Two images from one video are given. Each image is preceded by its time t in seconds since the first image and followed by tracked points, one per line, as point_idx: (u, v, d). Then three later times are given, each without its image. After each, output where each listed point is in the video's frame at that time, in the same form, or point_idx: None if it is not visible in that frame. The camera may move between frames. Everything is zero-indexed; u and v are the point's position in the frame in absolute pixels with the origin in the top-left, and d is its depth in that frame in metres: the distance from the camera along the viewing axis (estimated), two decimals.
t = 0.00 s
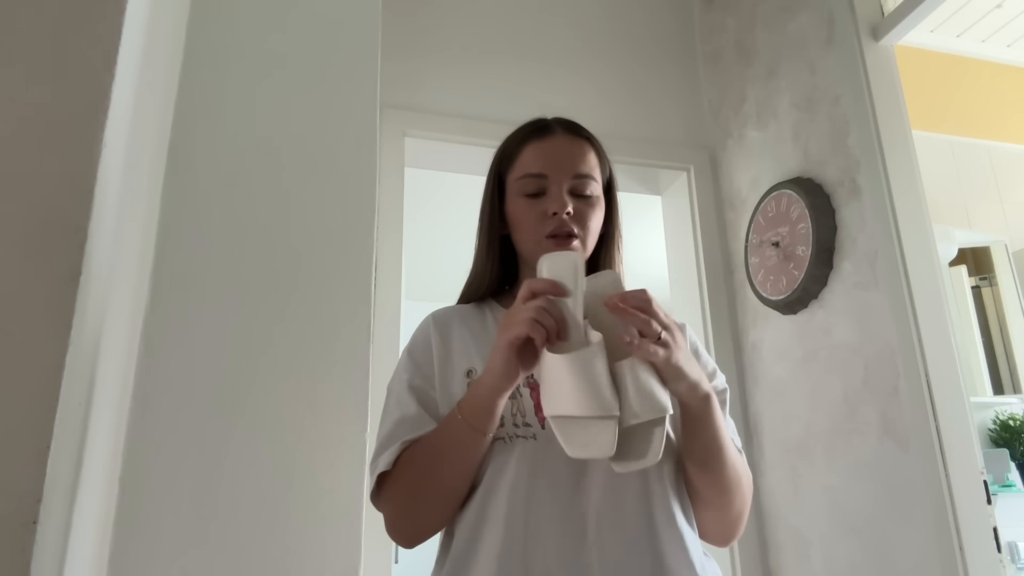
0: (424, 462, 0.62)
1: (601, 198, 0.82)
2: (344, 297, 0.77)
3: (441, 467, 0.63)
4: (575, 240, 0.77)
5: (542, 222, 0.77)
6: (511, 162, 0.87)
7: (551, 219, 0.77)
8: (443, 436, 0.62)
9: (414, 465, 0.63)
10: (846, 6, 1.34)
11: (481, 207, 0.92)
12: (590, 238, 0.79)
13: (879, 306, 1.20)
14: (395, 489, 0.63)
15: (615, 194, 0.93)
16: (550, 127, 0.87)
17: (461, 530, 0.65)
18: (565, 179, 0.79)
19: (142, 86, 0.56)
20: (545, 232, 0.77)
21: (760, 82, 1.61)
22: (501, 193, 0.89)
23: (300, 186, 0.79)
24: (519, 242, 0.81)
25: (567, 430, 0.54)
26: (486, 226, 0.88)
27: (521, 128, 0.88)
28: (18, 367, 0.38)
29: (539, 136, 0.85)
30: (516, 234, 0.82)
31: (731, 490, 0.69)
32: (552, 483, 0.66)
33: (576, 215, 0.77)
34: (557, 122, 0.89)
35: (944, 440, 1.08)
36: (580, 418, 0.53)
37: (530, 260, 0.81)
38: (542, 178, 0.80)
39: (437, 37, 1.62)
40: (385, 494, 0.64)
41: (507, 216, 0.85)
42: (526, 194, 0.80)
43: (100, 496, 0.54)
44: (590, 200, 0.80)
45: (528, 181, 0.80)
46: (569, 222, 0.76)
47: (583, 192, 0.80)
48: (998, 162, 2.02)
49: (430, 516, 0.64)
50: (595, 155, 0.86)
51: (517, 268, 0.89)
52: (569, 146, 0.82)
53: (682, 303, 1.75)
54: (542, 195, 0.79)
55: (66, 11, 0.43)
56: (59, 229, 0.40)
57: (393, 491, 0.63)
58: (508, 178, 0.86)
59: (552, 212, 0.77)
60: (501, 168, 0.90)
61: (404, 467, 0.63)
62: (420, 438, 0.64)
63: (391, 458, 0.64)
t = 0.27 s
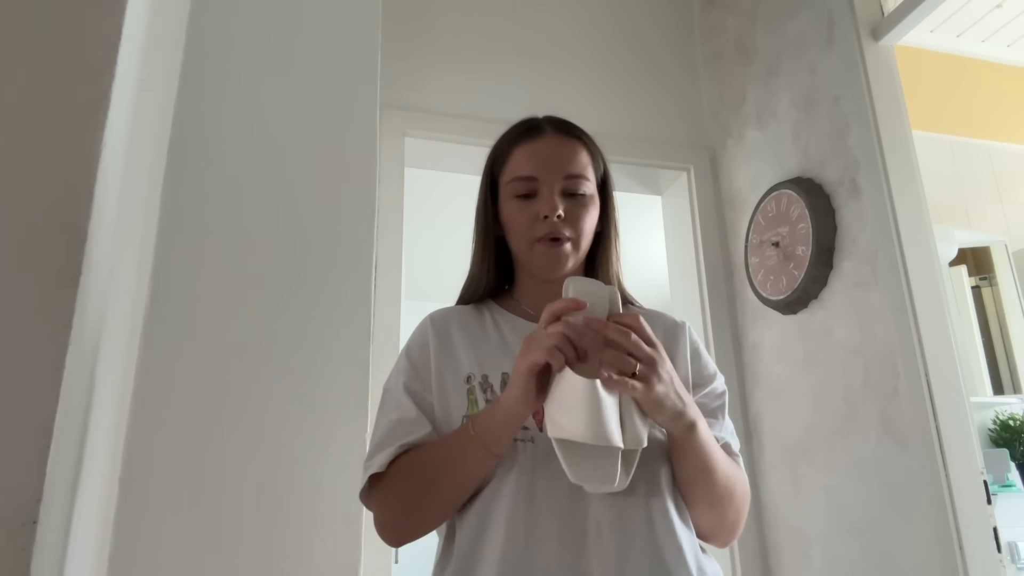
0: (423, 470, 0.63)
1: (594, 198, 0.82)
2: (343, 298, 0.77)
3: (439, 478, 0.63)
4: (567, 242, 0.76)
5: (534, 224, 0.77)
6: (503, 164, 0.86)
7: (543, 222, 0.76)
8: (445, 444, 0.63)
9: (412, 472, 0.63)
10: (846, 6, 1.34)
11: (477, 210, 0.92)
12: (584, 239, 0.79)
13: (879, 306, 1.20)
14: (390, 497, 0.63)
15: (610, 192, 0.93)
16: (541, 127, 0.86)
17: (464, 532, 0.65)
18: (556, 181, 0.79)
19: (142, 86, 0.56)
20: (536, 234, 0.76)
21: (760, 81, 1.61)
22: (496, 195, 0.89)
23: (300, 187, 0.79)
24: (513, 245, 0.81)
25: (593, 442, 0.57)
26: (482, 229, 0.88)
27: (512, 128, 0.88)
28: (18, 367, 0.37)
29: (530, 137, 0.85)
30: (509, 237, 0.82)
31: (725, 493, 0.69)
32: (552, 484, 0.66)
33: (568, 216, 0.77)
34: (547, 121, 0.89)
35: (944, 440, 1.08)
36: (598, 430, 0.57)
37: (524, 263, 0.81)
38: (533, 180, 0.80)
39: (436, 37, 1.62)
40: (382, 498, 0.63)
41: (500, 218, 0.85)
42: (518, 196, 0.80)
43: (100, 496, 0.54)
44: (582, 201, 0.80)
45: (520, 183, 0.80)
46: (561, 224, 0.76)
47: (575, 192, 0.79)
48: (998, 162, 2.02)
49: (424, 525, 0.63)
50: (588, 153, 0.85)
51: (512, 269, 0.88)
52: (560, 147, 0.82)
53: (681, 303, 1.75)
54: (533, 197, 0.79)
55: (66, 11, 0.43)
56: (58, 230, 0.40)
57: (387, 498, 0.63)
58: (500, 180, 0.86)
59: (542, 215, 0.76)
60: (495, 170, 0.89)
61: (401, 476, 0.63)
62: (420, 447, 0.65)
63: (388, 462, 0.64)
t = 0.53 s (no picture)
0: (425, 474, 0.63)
1: (594, 196, 0.82)
2: (343, 298, 0.77)
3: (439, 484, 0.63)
4: (565, 242, 0.76)
5: (533, 223, 0.77)
6: (501, 162, 0.86)
7: (541, 221, 0.76)
8: (447, 447, 0.63)
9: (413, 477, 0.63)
10: (847, 6, 1.34)
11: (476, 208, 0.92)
12: (584, 238, 0.79)
13: (879, 306, 1.20)
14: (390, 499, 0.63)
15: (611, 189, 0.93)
16: (539, 124, 0.86)
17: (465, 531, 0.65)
18: (555, 179, 0.79)
19: (143, 86, 0.56)
20: (535, 234, 0.77)
21: (760, 81, 1.61)
22: (494, 193, 0.89)
23: (299, 187, 0.79)
24: (512, 243, 0.81)
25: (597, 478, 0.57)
26: (481, 227, 0.88)
27: (511, 126, 0.88)
28: (18, 368, 0.37)
29: (528, 135, 0.85)
30: (508, 236, 0.82)
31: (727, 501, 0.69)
32: (553, 485, 0.66)
33: (567, 215, 0.77)
34: (545, 117, 0.88)
35: (944, 440, 1.08)
36: (604, 469, 0.56)
37: (523, 262, 0.81)
38: (531, 179, 0.80)
39: (437, 37, 1.62)
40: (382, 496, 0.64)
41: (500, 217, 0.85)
42: (516, 195, 0.80)
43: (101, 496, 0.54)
44: (582, 199, 0.80)
45: (519, 182, 0.80)
46: (559, 223, 0.76)
47: (574, 191, 0.79)
48: (998, 162, 2.02)
49: (422, 530, 0.63)
50: (586, 150, 0.85)
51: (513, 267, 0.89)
52: (559, 144, 0.82)
53: (681, 303, 1.75)
54: (532, 196, 0.79)
55: (66, 12, 0.43)
56: (58, 230, 0.40)
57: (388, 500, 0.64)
58: (499, 178, 0.86)
59: (541, 213, 0.76)
60: (493, 168, 0.89)
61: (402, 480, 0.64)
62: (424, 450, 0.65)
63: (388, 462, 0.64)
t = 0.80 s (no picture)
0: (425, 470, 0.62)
1: (602, 194, 0.82)
2: (343, 298, 0.77)
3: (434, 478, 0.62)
4: (575, 241, 0.77)
5: (541, 221, 0.77)
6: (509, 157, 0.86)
7: (551, 219, 0.76)
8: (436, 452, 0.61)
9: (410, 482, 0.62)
10: (846, 6, 1.34)
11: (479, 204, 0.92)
12: (592, 237, 0.79)
13: (879, 306, 1.20)
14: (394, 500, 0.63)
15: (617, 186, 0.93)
16: (549, 120, 0.86)
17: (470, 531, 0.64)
18: (565, 177, 0.79)
19: (143, 87, 0.56)
20: (544, 232, 0.77)
21: (760, 81, 1.61)
22: (500, 189, 0.89)
23: (300, 187, 0.79)
24: (518, 240, 0.81)
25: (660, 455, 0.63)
26: (486, 223, 0.88)
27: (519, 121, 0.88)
28: (18, 368, 0.37)
29: (538, 131, 0.84)
30: (515, 233, 0.82)
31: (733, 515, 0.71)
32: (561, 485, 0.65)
33: (576, 214, 0.77)
34: (555, 113, 0.88)
35: (943, 440, 1.09)
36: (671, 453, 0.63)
37: (530, 259, 0.81)
38: (540, 176, 0.80)
39: (437, 37, 1.62)
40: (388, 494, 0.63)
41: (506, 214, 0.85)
42: (524, 192, 0.80)
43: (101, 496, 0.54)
44: (590, 197, 0.80)
45: (527, 179, 0.80)
46: (569, 222, 0.76)
47: (583, 189, 0.79)
48: (998, 162, 2.02)
49: (425, 533, 0.63)
50: (595, 147, 0.85)
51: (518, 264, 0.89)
52: (568, 142, 0.82)
53: (681, 303, 1.75)
54: (540, 194, 0.79)
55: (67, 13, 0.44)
56: (58, 230, 0.40)
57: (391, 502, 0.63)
58: (506, 175, 0.85)
59: (551, 212, 0.76)
60: (500, 163, 0.89)
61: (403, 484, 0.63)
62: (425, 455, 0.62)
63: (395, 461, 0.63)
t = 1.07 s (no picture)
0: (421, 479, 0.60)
1: (612, 184, 0.81)
2: (343, 298, 0.77)
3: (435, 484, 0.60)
4: (586, 232, 0.76)
5: (551, 212, 0.76)
6: (516, 145, 0.84)
7: (562, 211, 0.75)
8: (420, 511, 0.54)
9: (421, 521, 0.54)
10: (846, 7, 1.34)
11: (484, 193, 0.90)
12: (602, 228, 0.78)
13: (879, 306, 1.20)
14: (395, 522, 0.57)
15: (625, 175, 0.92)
16: (558, 106, 0.84)
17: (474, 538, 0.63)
18: (576, 166, 0.77)
19: (143, 87, 0.56)
20: (555, 223, 0.76)
21: (760, 82, 1.61)
22: (506, 177, 0.87)
23: (300, 187, 0.79)
24: (526, 231, 0.80)
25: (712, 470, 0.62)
26: (492, 213, 0.86)
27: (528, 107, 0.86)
28: (18, 368, 0.38)
29: (547, 117, 0.82)
30: (523, 223, 0.80)
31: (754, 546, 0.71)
32: (569, 490, 0.64)
33: (587, 205, 0.76)
34: (563, 99, 0.86)
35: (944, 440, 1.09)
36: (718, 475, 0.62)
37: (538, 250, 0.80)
38: (550, 164, 0.78)
39: (437, 38, 1.63)
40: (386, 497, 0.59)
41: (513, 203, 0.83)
42: (534, 181, 0.79)
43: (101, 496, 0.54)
44: (601, 188, 0.79)
45: (537, 168, 0.79)
46: (580, 213, 0.75)
47: (594, 178, 0.78)
48: (998, 162, 2.01)
49: (411, 557, 0.58)
50: (606, 135, 0.84)
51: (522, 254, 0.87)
52: (579, 130, 0.80)
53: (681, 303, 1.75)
54: (550, 183, 0.78)
55: (68, 15, 0.44)
56: (57, 231, 0.40)
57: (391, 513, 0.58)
58: (514, 162, 0.84)
59: (562, 203, 0.75)
60: (506, 150, 0.87)
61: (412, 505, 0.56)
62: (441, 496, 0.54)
63: (387, 455, 0.61)
